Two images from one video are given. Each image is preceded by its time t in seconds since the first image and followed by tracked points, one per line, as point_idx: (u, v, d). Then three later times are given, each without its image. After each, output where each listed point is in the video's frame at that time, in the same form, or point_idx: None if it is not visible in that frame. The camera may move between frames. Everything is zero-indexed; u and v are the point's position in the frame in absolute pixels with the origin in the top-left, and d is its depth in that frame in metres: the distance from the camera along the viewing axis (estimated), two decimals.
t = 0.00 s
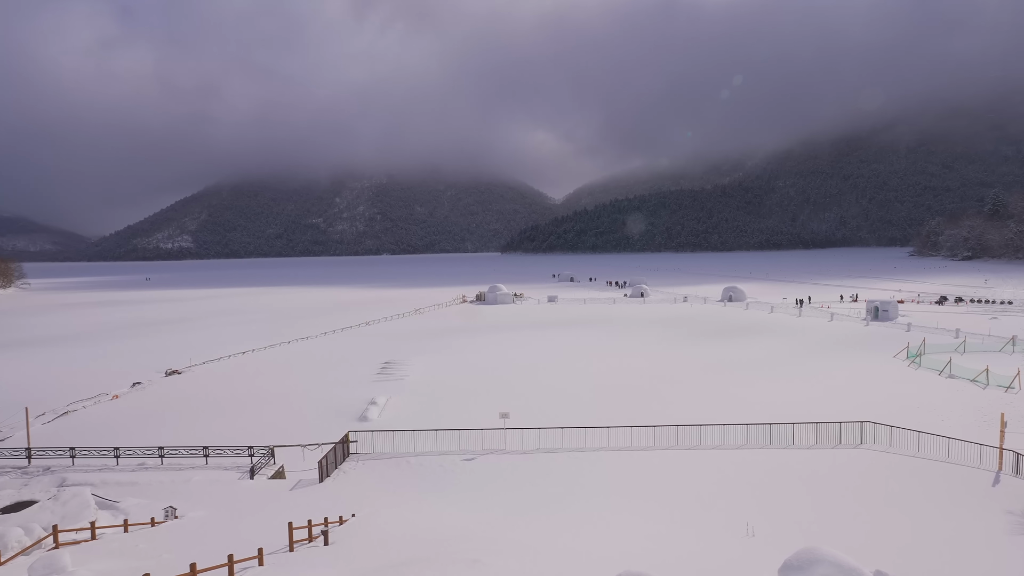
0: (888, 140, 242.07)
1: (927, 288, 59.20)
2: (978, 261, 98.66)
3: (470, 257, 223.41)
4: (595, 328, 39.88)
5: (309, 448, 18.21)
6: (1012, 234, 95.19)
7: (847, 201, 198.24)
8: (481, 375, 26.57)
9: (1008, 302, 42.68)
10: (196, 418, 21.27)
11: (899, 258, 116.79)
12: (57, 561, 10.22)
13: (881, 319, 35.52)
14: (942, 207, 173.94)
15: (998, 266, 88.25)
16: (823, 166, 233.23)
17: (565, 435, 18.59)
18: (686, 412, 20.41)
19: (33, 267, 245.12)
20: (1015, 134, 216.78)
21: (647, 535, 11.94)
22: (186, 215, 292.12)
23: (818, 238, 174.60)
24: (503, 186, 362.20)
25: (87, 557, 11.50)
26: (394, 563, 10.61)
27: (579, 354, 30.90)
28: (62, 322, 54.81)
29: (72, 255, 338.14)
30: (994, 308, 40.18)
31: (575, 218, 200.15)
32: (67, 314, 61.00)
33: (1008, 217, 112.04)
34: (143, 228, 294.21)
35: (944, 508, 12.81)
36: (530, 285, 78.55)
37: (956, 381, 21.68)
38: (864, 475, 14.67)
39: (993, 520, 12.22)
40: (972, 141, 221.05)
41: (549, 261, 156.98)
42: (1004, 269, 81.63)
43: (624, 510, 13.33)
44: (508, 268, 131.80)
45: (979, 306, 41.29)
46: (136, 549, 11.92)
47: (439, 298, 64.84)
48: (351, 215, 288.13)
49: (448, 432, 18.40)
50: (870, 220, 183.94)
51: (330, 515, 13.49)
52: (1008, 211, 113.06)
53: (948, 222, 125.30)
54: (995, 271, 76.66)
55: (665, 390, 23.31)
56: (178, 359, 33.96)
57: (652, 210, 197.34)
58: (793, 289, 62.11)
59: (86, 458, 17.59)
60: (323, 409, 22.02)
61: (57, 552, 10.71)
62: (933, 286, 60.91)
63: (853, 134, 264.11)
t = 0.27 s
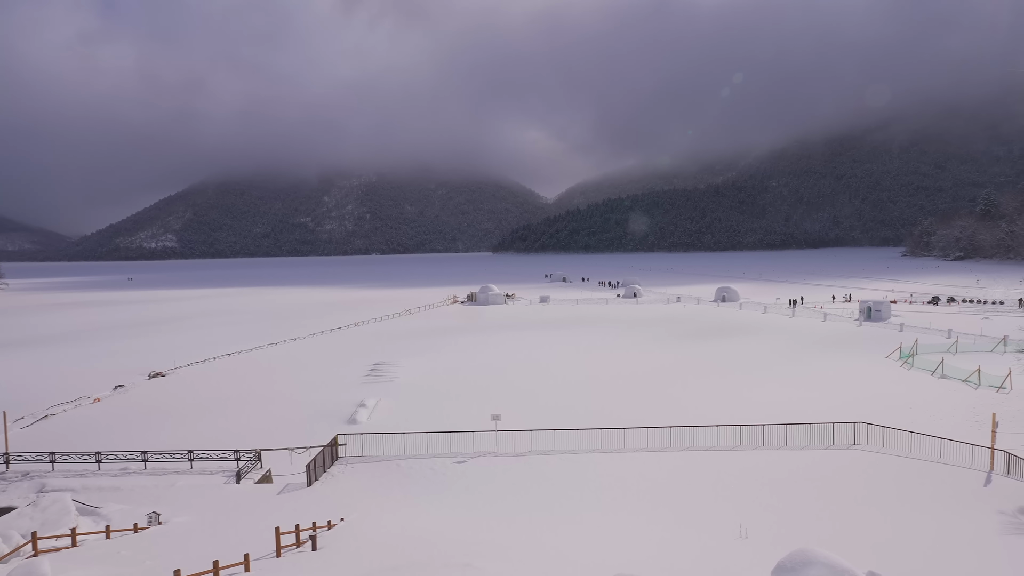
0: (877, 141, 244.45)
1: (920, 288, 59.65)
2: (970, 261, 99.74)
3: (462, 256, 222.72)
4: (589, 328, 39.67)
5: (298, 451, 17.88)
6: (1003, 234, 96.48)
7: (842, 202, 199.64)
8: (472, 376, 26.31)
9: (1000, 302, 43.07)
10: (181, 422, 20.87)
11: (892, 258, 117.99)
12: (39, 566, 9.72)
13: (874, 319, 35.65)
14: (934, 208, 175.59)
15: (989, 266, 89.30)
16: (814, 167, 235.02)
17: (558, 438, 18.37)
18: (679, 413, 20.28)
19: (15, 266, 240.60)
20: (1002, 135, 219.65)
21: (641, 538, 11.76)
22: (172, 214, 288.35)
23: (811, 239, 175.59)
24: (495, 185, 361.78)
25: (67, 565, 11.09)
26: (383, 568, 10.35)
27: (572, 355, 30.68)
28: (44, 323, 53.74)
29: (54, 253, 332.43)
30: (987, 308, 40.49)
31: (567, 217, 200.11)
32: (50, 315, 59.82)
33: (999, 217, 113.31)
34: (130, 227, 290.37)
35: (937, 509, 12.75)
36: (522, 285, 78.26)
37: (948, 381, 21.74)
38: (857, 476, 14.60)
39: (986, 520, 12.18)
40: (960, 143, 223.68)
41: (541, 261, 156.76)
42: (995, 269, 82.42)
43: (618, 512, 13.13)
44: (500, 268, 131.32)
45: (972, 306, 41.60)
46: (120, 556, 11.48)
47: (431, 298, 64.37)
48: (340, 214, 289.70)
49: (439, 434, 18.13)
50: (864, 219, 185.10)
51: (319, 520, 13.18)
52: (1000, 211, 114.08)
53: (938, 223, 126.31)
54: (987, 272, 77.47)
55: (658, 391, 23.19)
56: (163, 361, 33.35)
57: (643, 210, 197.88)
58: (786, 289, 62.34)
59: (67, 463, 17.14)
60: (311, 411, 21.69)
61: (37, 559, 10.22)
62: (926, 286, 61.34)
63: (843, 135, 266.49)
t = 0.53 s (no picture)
0: (862, 142, 247.86)
1: (901, 287, 60.63)
2: (951, 261, 101.41)
3: (450, 256, 222.18)
4: (576, 327, 39.70)
5: (283, 453, 17.68)
6: (984, 234, 98.64)
7: (825, 202, 203.47)
8: (459, 377, 26.15)
9: (980, 301, 43.86)
10: (163, 425, 20.56)
11: (876, 258, 119.49)
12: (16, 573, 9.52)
13: (858, 318, 36.07)
14: (916, 208, 178.47)
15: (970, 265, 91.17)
16: (800, 167, 237.63)
17: (546, 437, 18.35)
18: (667, 412, 20.30)
19: None
20: (982, 136, 223.65)
21: (629, 538, 11.74)
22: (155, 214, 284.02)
23: (798, 239, 177.16)
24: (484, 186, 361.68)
25: (45, 571, 10.83)
26: (371, 570, 10.25)
27: (558, 355, 30.58)
28: (19, 325, 52.56)
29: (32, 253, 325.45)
30: (967, 306, 41.23)
31: (555, 217, 199.81)
32: (25, 317, 58.36)
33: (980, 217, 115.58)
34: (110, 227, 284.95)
35: (921, 506, 12.88)
36: (509, 285, 78.23)
37: (931, 379, 22.02)
38: (842, 474, 14.71)
39: (969, 516, 12.32)
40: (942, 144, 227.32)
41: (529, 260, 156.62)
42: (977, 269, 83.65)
43: (605, 512, 13.11)
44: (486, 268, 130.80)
45: (953, 305, 42.34)
46: (100, 561, 11.27)
47: (418, 298, 64.08)
48: (326, 214, 289.02)
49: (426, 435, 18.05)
50: (848, 220, 187.74)
51: (305, 522, 13.03)
52: (981, 211, 115.81)
53: (921, 223, 128.22)
54: (968, 271, 79.00)
55: (645, 390, 23.23)
56: (144, 364, 32.80)
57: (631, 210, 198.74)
58: (771, 288, 62.71)
59: (45, 468, 16.80)
60: (297, 413, 21.48)
61: (13, 566, 10.00)
62: (909, 286, 62.14)
63: (828, 136, 269.89)
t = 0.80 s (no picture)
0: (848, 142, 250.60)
1: (886, 286, 61.34)
2: (935, 260, 102.85)
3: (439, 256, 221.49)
4: (564, 327, 39.72)
5: (269, 455, 17.53)
6: (966, 234, 100.30)
7: (812, 202, 207.17)
8: (448, 377, 26.06)
9: (962, 300, 44.50)
10: (147, 427, 20.31)
11: (862, 257, 120.84)
12: None
13: (843, 317, 36.42)
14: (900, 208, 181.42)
15: (952, 264, 92.68)
16: (788, 167, 239.70)
17: (534, 438, 18.34)
18: (655, 412, 20.37)
19: None
20: (966, 137, 227.06)
21: (617, 537, 11.77)
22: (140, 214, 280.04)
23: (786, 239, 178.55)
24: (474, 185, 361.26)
25: None
26: (359, 572, 10.20)
27: (546, 355, 30.57)
28: None
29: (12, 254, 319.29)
30: (950, 305, 41.82)
31: (544, 216, 199.92)
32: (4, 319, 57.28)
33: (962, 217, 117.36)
34: (94, 226, 280.40)
35: (906, 503, 13.02)
36: (498, 285, 78.11)
37: (914, 378, 22.29)
38: (828, 472, 14.83)
39: (951, 512, 12.48)
40: (926, 144, 230.40)
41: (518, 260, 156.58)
42: (959, 268, 84.86)
43: (594, 511, 13.14)
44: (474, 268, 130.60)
45: (936, 304, 42.91)
46: (83, 566, 11.09)
47: (406, 299, 63.79)
48: (315, 214, 286.57)
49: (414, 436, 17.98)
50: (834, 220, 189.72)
51: (292, 524, 12.92)
52: (964, 212, 117.44)
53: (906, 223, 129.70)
54: (952, 271, 80.18)
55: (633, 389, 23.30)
56: (128, 365, 32.33)
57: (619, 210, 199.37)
58: (757, 288, 63.16)
59: (26, 472, 16.54)
60: (284, 414, 21.31)
61: None
62: (894, 285, 62.83)
63: (815, 137, 272.63)
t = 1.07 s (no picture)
0: (832, 143, 253.93)
1: (867, 285, 62.29)
2: (915, 260, 104.55)
3: (426, 256, 220.62)
4: (550, 326, 39.75)
5: (253, 457, 17.36)
6: (946, 234, 102.19)
7: (795, 202, 209.38)
8: (434, 377, 25.95)
9: (941, 299, 45.31)
10: (128, 430, 20.03)
11: (844, 257, 122.32)
12: None
13: (826, 316, 36.88)
14: (881, 208, 184.04)
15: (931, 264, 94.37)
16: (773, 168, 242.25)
17: (520, 437, 18.34)
18: (642, 410, 20.45)
19: None
20: (946, 139, 231.25)
21: (602, 535, 11.80)
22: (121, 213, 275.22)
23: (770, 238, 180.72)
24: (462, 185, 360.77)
25: None
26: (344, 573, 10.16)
27: (532, 354, 30.54)
28: None
29: None
30: (930, 304, 42.59)
31: (530, 216, 199.78)
32: None
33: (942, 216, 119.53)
34: (72, 226, 274.49)
35: (887, 499, 13.20)
36: (484, 285, 78.01)
37: (895, 375, 22.64)
38: (811, 469, 14.98)
39: (931, 508, 12.68)
40: (908, 146, 234.17)
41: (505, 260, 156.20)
42: (938, 267, 86.33)
43: (580, 511, 13.15)
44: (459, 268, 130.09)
45: (917, 302, 43.65)
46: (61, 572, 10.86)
47: (393, 299, 63.50)
48: (298, 214, 284.04)
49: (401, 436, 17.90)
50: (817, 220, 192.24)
51: (277, 527, 12.80)
52: (942, 212, 119.31)
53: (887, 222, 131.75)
54: (932, 270, 81.62)
55: (619, 388, 23.37)
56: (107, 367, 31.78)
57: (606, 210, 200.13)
58: (741, 288, 63.63)
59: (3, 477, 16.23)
60: (269, 416, 21.11)
61: None
62: (875, 284, 63.66)
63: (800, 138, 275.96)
